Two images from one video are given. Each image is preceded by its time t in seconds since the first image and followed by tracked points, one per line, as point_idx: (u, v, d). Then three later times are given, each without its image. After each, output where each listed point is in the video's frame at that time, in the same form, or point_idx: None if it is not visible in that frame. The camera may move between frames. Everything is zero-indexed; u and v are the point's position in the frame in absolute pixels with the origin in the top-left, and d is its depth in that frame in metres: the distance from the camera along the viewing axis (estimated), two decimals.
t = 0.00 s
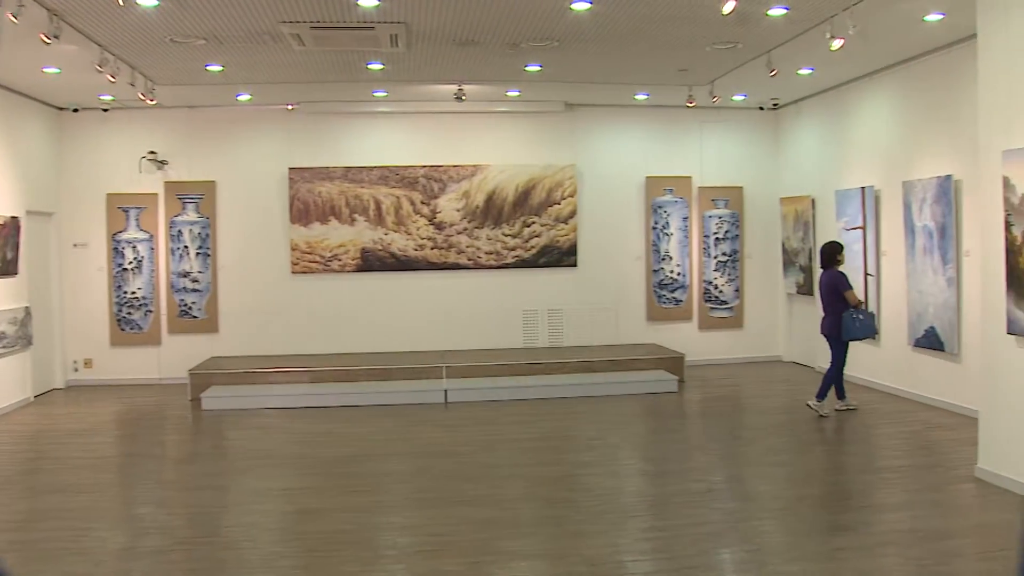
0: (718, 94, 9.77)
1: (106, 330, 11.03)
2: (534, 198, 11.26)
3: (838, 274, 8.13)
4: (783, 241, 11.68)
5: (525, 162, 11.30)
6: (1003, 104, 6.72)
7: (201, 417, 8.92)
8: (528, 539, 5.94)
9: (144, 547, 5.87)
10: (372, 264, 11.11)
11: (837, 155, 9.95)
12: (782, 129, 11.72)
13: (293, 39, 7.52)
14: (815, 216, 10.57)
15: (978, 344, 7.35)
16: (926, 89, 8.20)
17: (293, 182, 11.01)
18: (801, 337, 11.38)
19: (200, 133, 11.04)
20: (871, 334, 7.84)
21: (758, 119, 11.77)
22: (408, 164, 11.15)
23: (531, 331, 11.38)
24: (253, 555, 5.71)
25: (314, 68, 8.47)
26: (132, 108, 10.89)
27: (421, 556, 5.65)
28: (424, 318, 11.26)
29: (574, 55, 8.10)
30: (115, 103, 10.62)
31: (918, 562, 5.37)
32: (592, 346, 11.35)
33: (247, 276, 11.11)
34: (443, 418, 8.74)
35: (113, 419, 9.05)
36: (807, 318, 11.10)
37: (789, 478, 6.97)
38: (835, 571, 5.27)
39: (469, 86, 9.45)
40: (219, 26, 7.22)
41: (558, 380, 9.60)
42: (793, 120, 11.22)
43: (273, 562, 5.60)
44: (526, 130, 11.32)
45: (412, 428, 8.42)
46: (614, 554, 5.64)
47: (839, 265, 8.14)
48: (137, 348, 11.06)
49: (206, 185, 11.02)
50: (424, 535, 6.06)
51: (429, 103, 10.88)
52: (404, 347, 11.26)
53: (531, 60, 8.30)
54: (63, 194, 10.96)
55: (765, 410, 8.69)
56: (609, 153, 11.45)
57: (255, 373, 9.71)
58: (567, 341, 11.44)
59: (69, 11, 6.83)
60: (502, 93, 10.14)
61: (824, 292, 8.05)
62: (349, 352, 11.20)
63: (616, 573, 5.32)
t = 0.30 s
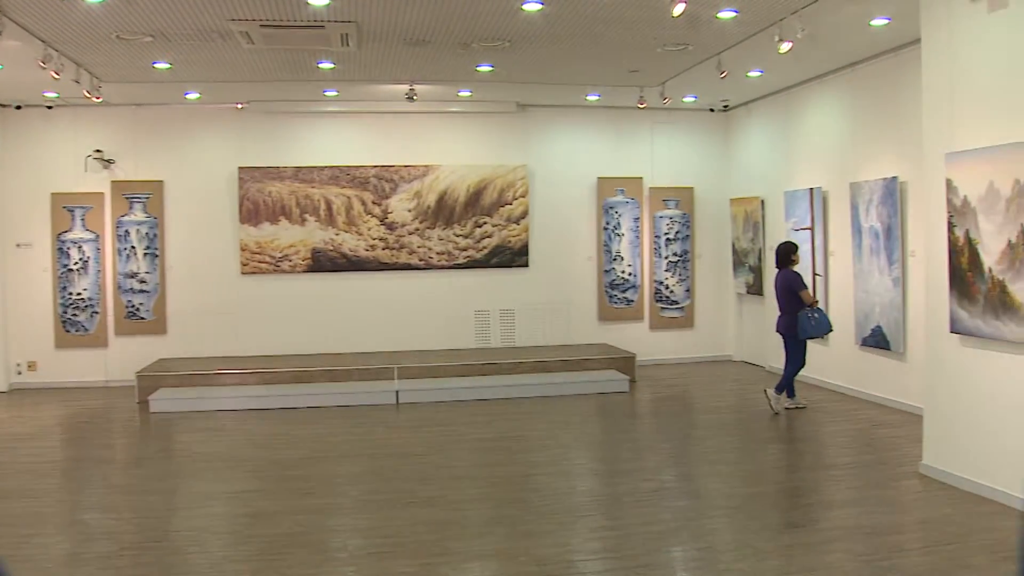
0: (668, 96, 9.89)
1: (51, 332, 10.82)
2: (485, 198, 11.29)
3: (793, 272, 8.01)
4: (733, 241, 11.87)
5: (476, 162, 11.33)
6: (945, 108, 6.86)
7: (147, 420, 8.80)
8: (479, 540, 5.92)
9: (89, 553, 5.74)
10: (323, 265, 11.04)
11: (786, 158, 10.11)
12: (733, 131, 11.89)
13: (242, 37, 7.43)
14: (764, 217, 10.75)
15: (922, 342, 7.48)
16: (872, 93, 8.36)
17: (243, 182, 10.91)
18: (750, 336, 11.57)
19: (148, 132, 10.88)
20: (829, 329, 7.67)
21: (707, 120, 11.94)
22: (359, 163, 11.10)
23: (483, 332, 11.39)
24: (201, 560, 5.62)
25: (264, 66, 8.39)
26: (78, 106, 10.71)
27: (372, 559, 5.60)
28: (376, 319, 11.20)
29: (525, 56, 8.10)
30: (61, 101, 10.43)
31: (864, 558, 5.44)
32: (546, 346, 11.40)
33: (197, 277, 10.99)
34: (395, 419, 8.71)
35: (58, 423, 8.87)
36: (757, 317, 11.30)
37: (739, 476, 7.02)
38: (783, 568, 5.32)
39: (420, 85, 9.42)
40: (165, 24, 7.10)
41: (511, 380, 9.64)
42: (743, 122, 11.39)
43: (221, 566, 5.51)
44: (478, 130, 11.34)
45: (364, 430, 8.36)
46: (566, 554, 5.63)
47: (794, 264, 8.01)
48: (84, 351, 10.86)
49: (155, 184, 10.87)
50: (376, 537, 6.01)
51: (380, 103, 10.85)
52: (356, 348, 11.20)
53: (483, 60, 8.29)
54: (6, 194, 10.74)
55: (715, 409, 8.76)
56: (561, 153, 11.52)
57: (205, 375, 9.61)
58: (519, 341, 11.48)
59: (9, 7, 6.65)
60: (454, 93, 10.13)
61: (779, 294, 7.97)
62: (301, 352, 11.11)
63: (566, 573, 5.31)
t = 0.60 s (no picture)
0: (625, 97, 10.00)
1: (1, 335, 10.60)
2: (442, 199, 11.31)
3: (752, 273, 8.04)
4: (688, 241, 12.05)
5: (432, 163, 11.34)
6: (892, 111, 6.98)
7: (99, 423, 8.68)
8: (436, 541, 5.89)
9: (38, 559, 5.60)
10: (278, 265, 10.98)
11: (740, 159, 10.25)
12: (688, 132, 12.04)
13: (195, 35, 7.34)
14: (720, 217, 10.90)
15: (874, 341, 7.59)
16: (824, 96, 8.50)
17: (197, 182, 10.79)
18: (704, 336, 11.72)
19: (100, 131, 10.73)
20: (786, 329, 7.70)
21: (662, 121, 12.07)
22: (315, 163, 11.06)
23: (440, 332, 11.39)
24: (152, 565, 5.52)
25: (217, 65, 8.31)
26: (27, 104, 10.51)
27: (327, 562, 5.54)
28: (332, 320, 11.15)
29: (480, 57, 8.10)
30: (9, 98, 10.23)
31: (817, 555, 5.49)
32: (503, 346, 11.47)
33: (150, 277, 10.86)
34: (351, 421, 8.68)
35: (6, 427, 8.70)
36: (711, 317, 11.47)
37: (694, 475, 7.07)
38: (738, 565, 5.35)
39: (376, 85, 9.40)
40: (116, 22, 6.98)
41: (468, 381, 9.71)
42: (698, 123, 11.53)
43: (173, 571, 5.42)
44: (434, 130, 11.34)
45: (321, 432, 8.32)
46: (522, 555, 5.62)
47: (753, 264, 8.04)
48: (34, 353, 10.67)
49: (107, 184, 10.71)
50: (331, 539, 5.95)
51: (335, 102, 10.82)
52: (312, 349, 11.14)
53: (439, 61, 8.27)
54: None
55: (670, 409, 8.83)
56: (517, 154, 11.59)
57: (158, 378, 9.51)
58: (475, 342, 11.49)
59: None
60: (409, 93, 10.14)
61: (738, 294, 8.00)
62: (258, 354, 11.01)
63: (522, 573, 5.29)
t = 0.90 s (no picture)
0: (585, 98, 10.07)
1: None
2: (402, 199, 11.36)
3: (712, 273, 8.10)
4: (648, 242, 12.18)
5: (392, 163, 11.37)
6: (848, 113, 7.01)
7: (52, 427, 8.53)
8: (396, 543, 5.83)
9: None
10: (236, 266, 10.93)
11: (700, 160, 10.35)
12: (646, 134, 12.18)
13: (151, 33, 7.24)
14: (679, 217, 11.02)
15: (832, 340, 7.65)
16: (783, 97, 8.60)
17: (154, 181, 10.71)
18: (663, 335, 11.87)
19: (54, 129, 10.53)
20: (745, 331, 7.76)
21: (621, 123, 12.19)
22: (274, 163, 11.03)
23: (400, 333, 11.43)
24: (106, 569, 5.39)
25: (173, 63, 8.22)
26: None
27: (285, 565, 5.46)
28: (292, 320, 11.13)
29: (439, 57, 8.09)
30: None
31: (775, 553, 5.50)
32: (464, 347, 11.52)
33: (107, 278, 10.72)
34: (310, 423, 8.64)
35: None
36: (670, 317, 11.61)
37: (654, 474, 7.08)
38: (698, 563, 5.35)
39: (335, 85, 9.37)
40: (69, 18, 6.85)
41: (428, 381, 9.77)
42: (658, 123, 11.63)
43: None
44: (394, 130, 11.38)
45: (280, 435, 8.25)
46: (483, 555, 5.57)
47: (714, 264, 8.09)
48: None
49: (62, 183, 10.54)
50: (290, 541, 5.88)
51: (295, 101, 10.79)
52: (272, 350, 11.09)
53: (398, 61, 8.26)
54: None
55: (629, 410, 8.88)
56: (477, 154, 11.67)
57: (113, 380, 9.39)
58: (436, 342, 11.57)
59: None
60: (369, 93, 10.16)
61: (699, 294, 8.07)
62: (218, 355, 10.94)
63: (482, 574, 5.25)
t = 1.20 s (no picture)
0: (548, 99, 10.11)
1: None
2: (365, 200, 11.35)
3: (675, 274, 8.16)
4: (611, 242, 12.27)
5: (356, 163, 11.35)
6: (805, 115, 7.08)
7: (9, 430, 8.39)
8: (359, 544, 5.80)
9: None
10: (198, 266, 10.86)
11: (664, 161, 10.41)
12: (610, 135, 12.26)
13: (110, 30, 7.14)
14: (643, 217, 11.09)
15: (793, 340, 7.72)
16: (745, 98, 8.69)
17: (114, 181, 10.58)
18: (627, 335, 11.97)
19: (11, 127, 10.34)
20: (708, 331, 7.83)
21: (586, 123, 12.25)
22: (236, 162, 10.96)
23: (363, 334, 11.45)
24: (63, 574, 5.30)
25: (132, 61, 8.13)
26: None
27: (247, 567, 5.41)
28: (256, 322, 11.08)
29: (401, 57, 8.08)
30: None
31: (737, 551, 5.53)
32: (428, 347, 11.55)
33: (67, 279, 10.57)
34: (272, 425, 8.60)
35: None
36: (633, 317, 11.71)
37: (618, 474, 7.11)
38: (660, 562, 5.37)
39: (298, 84, 9.34)
40: (24, 14, 6.72)
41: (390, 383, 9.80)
42: (622, 123, 11.69)
43: None
44: (357, 131, 11.35)
45: (243, 437, 8.21)
46: (447, 556, 5.56)
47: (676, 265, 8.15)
48: None
49: (20, 182, 10.35)
50: (252, 544, 5.82)
51: (258, 100, 10.73)
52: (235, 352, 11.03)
53: (361, 60, 8.24)
54: None
55: (593, 410, 8.93)
56: (441, 155, 11.68)
57: (72, 382, 9.30)
58: (400, 343, 11.58)
59: None
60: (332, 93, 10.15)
61: (663, 294, 8.11)
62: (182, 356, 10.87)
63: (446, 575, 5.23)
